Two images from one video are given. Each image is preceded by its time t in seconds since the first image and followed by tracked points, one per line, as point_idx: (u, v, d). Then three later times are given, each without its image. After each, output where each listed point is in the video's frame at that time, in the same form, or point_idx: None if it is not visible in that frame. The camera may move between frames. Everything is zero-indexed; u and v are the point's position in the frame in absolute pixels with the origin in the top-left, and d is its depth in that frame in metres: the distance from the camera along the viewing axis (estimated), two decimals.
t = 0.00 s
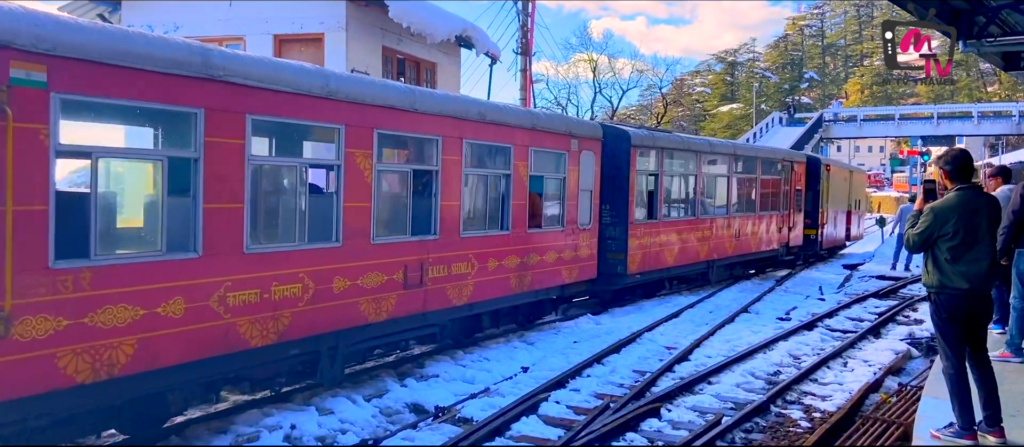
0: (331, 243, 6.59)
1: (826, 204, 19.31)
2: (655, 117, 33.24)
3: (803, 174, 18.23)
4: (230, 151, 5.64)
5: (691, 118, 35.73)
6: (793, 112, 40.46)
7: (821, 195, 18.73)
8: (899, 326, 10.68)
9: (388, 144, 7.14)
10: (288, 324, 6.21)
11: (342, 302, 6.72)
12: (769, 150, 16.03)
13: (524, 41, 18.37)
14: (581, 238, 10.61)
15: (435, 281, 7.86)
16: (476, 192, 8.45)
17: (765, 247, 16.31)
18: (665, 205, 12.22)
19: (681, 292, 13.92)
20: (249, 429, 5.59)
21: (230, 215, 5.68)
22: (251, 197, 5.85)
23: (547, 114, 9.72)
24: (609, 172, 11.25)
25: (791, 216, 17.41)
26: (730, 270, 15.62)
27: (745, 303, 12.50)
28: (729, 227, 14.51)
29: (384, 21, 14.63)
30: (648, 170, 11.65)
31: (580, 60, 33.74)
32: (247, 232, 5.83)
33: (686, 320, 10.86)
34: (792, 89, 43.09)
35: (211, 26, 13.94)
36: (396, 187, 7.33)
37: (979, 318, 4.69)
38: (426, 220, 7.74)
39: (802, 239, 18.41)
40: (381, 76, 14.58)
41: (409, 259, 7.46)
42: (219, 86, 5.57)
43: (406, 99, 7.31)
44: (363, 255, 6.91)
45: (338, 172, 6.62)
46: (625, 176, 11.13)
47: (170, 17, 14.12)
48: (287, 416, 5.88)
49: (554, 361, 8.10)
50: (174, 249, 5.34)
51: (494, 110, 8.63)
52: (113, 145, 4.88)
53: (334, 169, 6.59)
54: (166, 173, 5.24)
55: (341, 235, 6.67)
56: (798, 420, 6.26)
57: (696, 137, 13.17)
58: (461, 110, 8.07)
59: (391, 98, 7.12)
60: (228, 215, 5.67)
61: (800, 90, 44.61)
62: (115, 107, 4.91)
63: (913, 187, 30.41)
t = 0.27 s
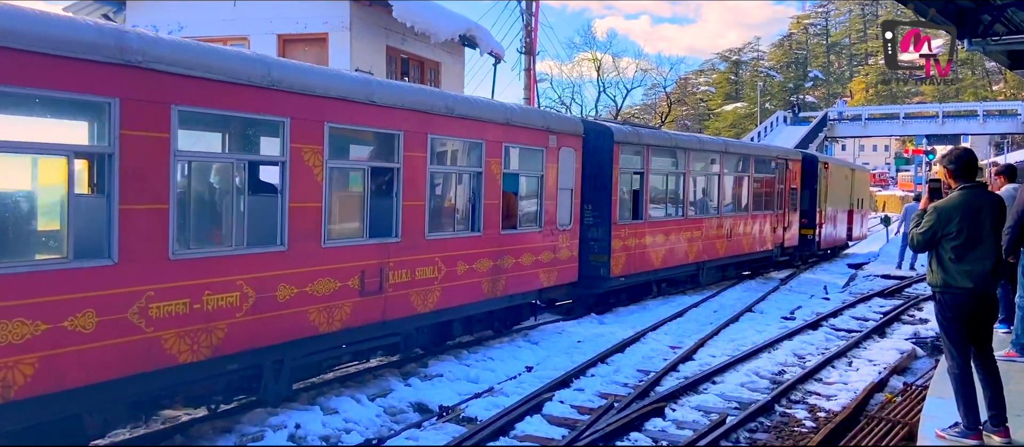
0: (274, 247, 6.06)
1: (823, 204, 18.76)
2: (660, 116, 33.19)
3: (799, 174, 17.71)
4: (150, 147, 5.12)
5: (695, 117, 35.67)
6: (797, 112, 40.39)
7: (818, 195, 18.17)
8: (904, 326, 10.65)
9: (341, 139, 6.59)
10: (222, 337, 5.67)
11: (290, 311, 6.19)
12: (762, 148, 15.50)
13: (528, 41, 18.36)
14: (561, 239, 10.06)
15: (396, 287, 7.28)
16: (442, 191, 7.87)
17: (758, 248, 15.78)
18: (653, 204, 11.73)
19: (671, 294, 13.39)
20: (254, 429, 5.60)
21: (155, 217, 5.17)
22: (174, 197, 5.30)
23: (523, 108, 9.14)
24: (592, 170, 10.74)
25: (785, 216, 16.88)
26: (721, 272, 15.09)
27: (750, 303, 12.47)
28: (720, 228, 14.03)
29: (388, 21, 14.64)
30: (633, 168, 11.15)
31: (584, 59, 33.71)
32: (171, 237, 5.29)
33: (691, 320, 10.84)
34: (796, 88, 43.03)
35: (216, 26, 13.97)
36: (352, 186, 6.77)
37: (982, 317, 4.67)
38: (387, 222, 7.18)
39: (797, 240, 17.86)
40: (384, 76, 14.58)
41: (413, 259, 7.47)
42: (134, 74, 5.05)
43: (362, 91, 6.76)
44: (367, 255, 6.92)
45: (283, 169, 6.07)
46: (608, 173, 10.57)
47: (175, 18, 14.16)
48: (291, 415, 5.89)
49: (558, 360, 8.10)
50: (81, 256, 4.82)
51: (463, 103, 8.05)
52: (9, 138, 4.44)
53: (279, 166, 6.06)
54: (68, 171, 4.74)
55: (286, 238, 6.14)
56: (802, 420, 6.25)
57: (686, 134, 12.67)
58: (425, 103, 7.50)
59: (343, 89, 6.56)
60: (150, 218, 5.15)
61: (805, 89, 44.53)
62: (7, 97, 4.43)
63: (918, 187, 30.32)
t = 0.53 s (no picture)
0: None
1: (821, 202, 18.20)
2: (664, 115, 33.17)
3: (795, 172, 17.16)
4: (57, 142, 4.49)
5: (699, 116, 35.63)
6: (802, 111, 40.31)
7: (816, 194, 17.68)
8: (909, 325, 10.63)
9: (283, 132, 5.93)
10: (143, 354, 5.02)
11: (226, 323, 5.56)
12: (757, 145, 15.00)
13: (532, 40, 18.36)
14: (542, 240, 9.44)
15: (351, 294, 6.62)
16: (404, 190, 7.20)
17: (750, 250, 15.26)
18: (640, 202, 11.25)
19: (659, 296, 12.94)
20: (259, 428, 5.61)
21: (60, 220, 4.54)
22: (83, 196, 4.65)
23: (497, 102, 8.45)
24: (574, 168, 10.31)
25: (781, 216, 16.32)
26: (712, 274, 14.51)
27: (755, 302, 12.44)
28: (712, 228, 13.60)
29: (392, 21, 14.65)
30: (618, 167, 10.71)
31: (589, 58, 33.70)
32: (80, 242, 4.65)
33: (696, 319, 10.83)
34: (801, 87, 42.95)
35: (221, 26, 14.00)
36: (298, 185, 6.11)
37: (988, 317, 4.66)
38: (341, 224, 6.53)
39: (792, 241, 17.31)
40: (389, 76, 14.59)
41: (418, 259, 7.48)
42: (33, 59, 4.41)
43: (309, 81, 6.11)
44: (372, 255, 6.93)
45: (217, 165, 5.44)
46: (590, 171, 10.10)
47: (180, 18, 14.21)
48: (297, 414, 5.90)
49: (563, 360, 8.10)
50: None
51: (427, 95, 7.36)
52: None
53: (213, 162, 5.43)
54: None
55: (221, 243, 5.49)
56: (808, 420, 6.24)
57: (676, 131, 12.20)
58: (384, 94, 6.82)
59: (286, 78, 5.91)
60: (53, 221, 4.51)
61: (810, 88, 44.43)
62: None
63: (923, 186, 30.23)
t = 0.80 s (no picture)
0: None
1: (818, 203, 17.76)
2: (669, 115, 33.15)
3: (789, 171, 16.80)
4: None
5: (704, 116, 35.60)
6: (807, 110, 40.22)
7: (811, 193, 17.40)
8: (915, 325, 10.60)
9: (215, 125, 5.43)
10: (44, 374, 4.50)
11: (152, 335, 5.07)
12: (750, 144, 14.64)
13: (537, 40, 18.36)
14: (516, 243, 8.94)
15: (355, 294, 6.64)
16: (360, 190, 6.71)
17: (741, 251, 14.78)
18: (625, 200, 10.82)
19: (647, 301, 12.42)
20: (264, 427, 5.62)
21: None
22: None
23: (464, 95, 7.93)
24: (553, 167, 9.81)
25: (773, 216, 15.94)
26: (702, 277, 14.09)
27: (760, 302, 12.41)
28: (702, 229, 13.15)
29: (396, 20, 14.66)
30: (600, 165, 10.20)
31: (593, 58, 33.71)
32: None
33: (700, 319, 10.82)
34: (805, 87, 42.88)
35: (226, 27, 14.03)
36: (229, 184, 5.58)
37: (994, 317, 4.64)
38: (286, 226, 6.04)
39: (786, 242, 16.82)
40: (393, 76, 14.60)
41: (422, 259, 7.49)
42: None
43: (247, 69, 5.63)
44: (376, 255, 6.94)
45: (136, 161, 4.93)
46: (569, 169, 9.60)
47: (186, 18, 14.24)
48: (302, 414, 5.91)
49: (567, 360, 8.10)
50: None
51: (385, 87, 6.86)
52: None
53: (127, 160, 4.89)
54: None
55: (140, 249, 4.97)
56: (813, 420, 6.22)
57: (664, 128, 11.68)
58: (335, 84, 6.32)
59: (218, 66, 5.43)
60: None
61: (815, 87, 44.35)
62: None
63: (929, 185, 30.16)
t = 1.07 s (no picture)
0: None
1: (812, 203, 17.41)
2: (673, 115, 33.12)
3: (783, 170, 16.46)
4: None
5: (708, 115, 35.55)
6: (812, 110, 40.13)
7: (805, 193, 17.11)
8: (920, 325, 10.57)
9: (129, 117, 4.89)
10: None
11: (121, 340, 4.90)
12: (742, 142, 14.26)
13: (541, 40, 18.36)
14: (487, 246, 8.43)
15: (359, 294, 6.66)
16: (304, 190, 6.18)
17: (732, 254, 14.39)
18: (616, 197, 10.63)
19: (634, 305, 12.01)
20: (269, 427, 5.64)
21: None
22: None
23: (428, 88, 7.42)
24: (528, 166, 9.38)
25: (767, 217, 15.50)
26: (692, 281, 13.66)
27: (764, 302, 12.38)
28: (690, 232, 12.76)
29: (400, 20, 14.67)
30: (577, 162, 9.80)
31: (597, 58, 33.70)
32: None
33: (705, 319, 10.81)
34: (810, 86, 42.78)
35: (231, 27, 14.07)
36: (143, 184, 5.02)
37: (999, 317, 4.63)
38: (217, 230, 5.51)
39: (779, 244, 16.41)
40: (397, 76, 14.61)
41: (426, 259, 7.50)
42: None
43: (172, 56, 5.13)
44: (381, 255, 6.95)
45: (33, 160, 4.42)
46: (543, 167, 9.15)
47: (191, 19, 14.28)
48: (306, 413, 5.93)
49: (571, 360, 8.10)
50: None
51: (339, 79, 6.37)
52: None
53: (23, 156, 4.40)
54: None
55: (36, 258, 4.45)
56: (818, 421, 6.21)
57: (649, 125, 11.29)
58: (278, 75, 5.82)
59: (138, 53, 4.94)
60: None
61: (819, 87, 44.23)
62: None
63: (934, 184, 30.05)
